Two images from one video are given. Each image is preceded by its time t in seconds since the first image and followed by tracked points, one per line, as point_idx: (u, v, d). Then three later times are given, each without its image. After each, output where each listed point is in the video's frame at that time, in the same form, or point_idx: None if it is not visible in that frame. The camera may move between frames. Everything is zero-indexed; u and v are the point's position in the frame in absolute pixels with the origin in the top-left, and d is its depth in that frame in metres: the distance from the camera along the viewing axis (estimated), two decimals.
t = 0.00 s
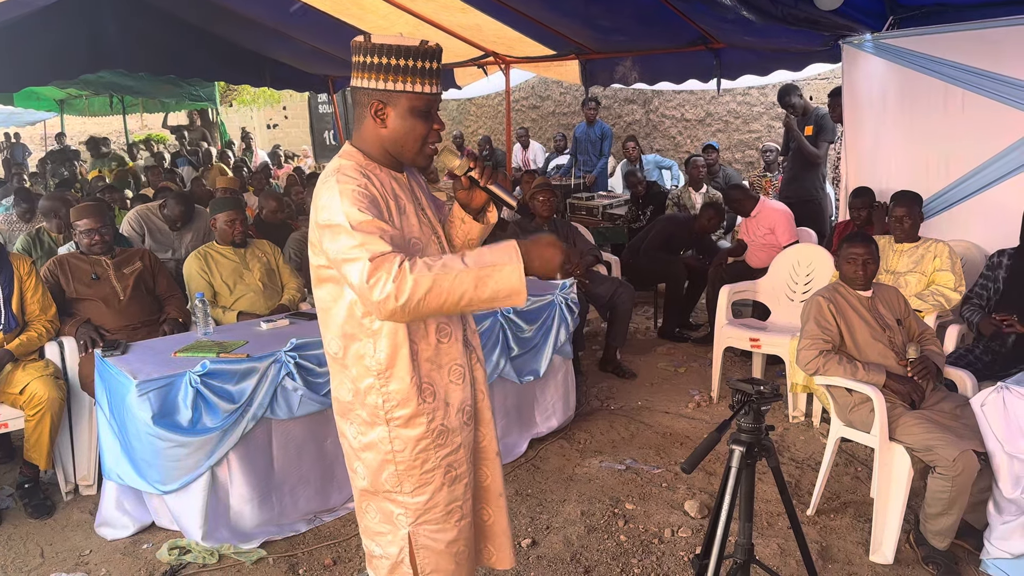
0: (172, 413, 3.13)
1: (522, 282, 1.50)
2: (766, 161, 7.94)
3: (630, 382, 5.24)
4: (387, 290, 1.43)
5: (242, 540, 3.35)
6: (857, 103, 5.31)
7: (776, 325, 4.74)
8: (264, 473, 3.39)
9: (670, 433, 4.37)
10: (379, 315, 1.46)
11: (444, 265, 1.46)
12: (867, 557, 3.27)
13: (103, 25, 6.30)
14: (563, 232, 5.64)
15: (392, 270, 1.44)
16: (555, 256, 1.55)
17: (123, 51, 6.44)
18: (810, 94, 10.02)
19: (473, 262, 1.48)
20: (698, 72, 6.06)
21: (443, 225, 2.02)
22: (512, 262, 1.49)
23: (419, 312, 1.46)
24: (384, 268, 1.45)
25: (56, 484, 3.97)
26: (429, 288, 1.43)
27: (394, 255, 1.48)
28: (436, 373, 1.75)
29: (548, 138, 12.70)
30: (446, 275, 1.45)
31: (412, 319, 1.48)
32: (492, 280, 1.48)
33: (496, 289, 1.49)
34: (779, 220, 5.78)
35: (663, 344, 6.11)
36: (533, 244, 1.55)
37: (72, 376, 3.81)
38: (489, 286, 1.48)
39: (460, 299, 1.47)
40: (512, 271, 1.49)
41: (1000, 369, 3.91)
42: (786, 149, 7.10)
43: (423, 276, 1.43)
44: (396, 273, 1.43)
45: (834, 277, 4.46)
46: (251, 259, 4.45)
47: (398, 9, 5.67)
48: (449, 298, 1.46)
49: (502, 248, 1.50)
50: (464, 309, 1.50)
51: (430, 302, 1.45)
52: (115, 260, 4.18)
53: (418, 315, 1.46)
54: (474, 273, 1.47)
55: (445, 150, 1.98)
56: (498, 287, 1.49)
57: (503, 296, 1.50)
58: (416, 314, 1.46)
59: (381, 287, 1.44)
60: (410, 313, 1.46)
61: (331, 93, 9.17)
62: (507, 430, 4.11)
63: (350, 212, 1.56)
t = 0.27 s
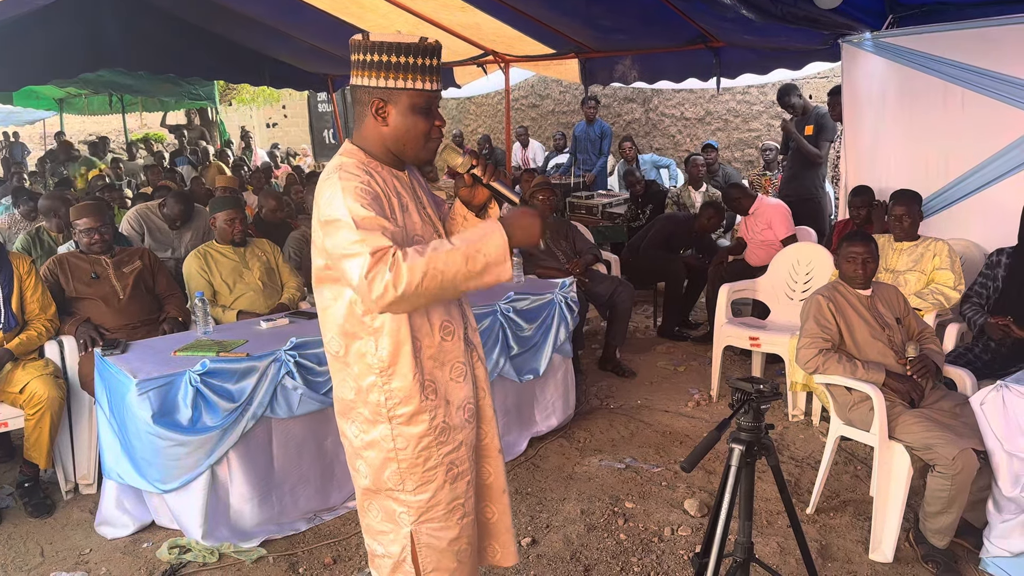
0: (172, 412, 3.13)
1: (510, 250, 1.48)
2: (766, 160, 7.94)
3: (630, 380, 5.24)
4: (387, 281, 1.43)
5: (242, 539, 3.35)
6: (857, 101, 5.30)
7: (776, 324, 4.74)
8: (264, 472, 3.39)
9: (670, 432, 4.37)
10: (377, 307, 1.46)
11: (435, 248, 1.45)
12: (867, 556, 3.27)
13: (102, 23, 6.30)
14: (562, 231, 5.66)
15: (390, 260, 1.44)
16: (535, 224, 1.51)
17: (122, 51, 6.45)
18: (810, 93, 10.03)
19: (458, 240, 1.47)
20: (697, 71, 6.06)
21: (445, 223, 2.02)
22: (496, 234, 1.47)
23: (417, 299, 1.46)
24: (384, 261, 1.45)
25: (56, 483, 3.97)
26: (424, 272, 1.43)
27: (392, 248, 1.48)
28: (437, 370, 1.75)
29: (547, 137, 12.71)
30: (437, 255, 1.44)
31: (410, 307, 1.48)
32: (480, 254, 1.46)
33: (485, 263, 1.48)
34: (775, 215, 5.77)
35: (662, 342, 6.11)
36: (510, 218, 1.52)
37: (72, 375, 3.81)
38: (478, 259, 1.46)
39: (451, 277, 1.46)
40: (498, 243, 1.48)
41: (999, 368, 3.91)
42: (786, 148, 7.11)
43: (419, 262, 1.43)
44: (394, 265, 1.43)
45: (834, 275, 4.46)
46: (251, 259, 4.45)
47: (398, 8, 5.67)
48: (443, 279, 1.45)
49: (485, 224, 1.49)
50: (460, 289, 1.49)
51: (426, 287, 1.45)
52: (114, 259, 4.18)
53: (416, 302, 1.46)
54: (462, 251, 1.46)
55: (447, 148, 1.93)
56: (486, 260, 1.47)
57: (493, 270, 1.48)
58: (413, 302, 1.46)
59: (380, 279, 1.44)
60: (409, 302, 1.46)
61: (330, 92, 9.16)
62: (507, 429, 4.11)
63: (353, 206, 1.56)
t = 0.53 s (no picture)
0: (172, 411, 3.13)
1: (516, 275, 1.51)
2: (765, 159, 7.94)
3: (629, 379, 5.24)
4: (390, 297, 1.43)
5: (242, 538, 3.36)
6: (856, 100, 5.30)
7: (775, 322, 4.74)
8: (264, 471, 3.39)
9: (669, 431, 4.38)
10: (380, 321, 1.47)
11: (442, 269, 1.46)
12: (866, 554, 3.27)
13: (101, 22, 6.29)
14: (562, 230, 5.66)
15: (392, 277, 1.44)
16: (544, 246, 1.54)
17: (122, 51, 6.43)
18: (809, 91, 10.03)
19: (466, 261, 1.49)
20: (696, 69, 6.07)
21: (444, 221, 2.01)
22: (504, 258, 1.50)
23: (420, 317, 1.47)
24: (386, 275, 1.45)
25: (56, 482, 3.97)
26: (429, 291, 1.44)
27: (394, 261, 1.48)
28: (437, 370, 1.75)
29: (547, 136, 12.71)
30: (443, 276, 1.46)
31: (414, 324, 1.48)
32: (487, 278, 1.50)
33: (491, 286, 1.50)
34: (775, 210, 5.75)
35: (662, 341, 6.12)
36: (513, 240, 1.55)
37: (71, 374, 3.81)
38: (485, 283, 1.50)
39: (458, 300, 1.48)
40: (505, 268, 1.50)
41: (998, 366, 3.91)
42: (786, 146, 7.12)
43: (423, 281, 1.44)
44: (396, 281, 1.43)
45: (833, 273, 4.46)
46: (250, 257, 4.45)
47: (397, 6, 5.67)
48: (449, 299, 1.47)
49: (492, 247, 1.52)
50: (464, 308, 1.51)
51: (429, 306, 1.46)
52: (113, 258, 4.18)
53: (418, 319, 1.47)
54: (469, 273, 1.48)
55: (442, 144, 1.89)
56: (493, 283, 1.50)
57: (499, 292, 1.52)
58: (417, 318, 1.47)
59: (381, 296, 1.43)
60: (412, 318, 1.46)
61: (329, 91, 9.16)
62: (506, 428, 4.11)
63: (351, 215, 1.55)
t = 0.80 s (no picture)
0: (169, 411, 3.12)
1: (502, 241, 1.47)
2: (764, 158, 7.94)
3: (628, 377, 5.24)
4: (382, 294, 1.44)
5: (240, 537, 3.36)
6: (855, 98, 5.33)
7: (774, 321, 4.74)
8: (263, 470, 3.39)
9: (668, 429, 4.38)
10: (380, 317, 1.49)
11: (427, 255, 1.44)
12: (864, 552, 3.27)
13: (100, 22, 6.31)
14: (560, 229, 5.67)
15: (381, 274, 1.44)
16: (516, 195, 1.52)
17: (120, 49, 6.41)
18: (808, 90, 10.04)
19: (448, 241, 1.46)
20: (695, 68, 6.07)
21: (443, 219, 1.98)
22: (483, 228, 1.46)
23: (415, 306, 1.47)
24: (376, 271, 1.46)
25: (54, 481, 3.97)
26: (420, 282, 1.44)
27: (383, 256, 1.48)
28: (432, 368, 1.74)
29: (546, 134, 12.71)
30: (428, 264, 1.44)
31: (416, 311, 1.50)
32: (474, 252, 1.46)
33: (478, 259, 1.47)
34: (774, 210, 5.76)
35: (660, 340, 6.12)
36: (488, 200, 1.53)
37: (70, 373, 3.81)
38: (473, 259, 1.46)
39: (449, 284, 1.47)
40: (487, 237, 1.47)
41: (997, 364, 3.92)
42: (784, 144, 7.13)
43: (411, 273, 1.43)
44: (386, 277, 1.44)
45: (831, 272, 4.47)
46: (248, 256, 4.44)
47: (396, 5, 5.67)
48: (442, 284, 1.46)
49: (470, 221, 1.47)
50: (459, 287, 1.49)
51: (423, 293, 1.45)
52: (112, 257, 4.17)
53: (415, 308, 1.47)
54: (452, 251, 1.45)
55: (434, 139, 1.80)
56: (480, 256, 1.47)
57: (492, 264, 1.49)
58: (416, 307, 1.48)
59: (374, 293, 1.45)
60: (409, 309, 1.47)
61: (328, 90, 9.15)
62: (505, 427, 4.10)
63: (339, 214, 1.55)
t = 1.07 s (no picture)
0: (168, 409, 3.12)
1: (441, 158, 1.43)
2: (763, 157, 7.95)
3: (627, 377, 5.24)
4: (364, 260, 1.44)
5: (239, 536, 3.36)
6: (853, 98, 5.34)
7: (772, 320, 4.75)
8: (262, 469, 3.39)
9: (666, 428, 4.38)
10: (375, 283, 1.48)
11: (387, 203, 1.42)
12: (863, 551, 3.27)
13: (98, 19, 6.26)
14: (559, 228, 5.67)
15: (357, 239, 1.44)
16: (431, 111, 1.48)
17: (118, 48, 6.41)
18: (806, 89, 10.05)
19: (396, 180, 1.43)
20: (694, 67, 6.07)
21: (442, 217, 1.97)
22: (416, 154, 1.43)
23: (398, 259, 1.45)
24: (353, 242, 1.46)
25: (53, 480, 3.97)
26: (390, 232, 1.42)
27: (358, 222, 1.47)
28: (425, 364, 1.73)
29: (544, 134, 12.71)
30: (388, 211, 1.41)
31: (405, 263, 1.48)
32: (422, 179, 1.43)
33: (429, 187, 1.43)
34: (775, 211, 5.77)
35: (659, 339, 6.12)
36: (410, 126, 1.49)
37: (68, 372, 3.81)
38: (423, 185, 1.43)
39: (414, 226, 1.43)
40: (425, 160, 1.43)
41: (995, 363, 3.92)
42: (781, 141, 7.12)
43: (378, 228, 1.41)
44: (361, 241, 1.43)
45: (830, 271, 4.47)
46: (247, 255, 4.44)
47: (394, 4, 5.68)
48: (410, 225, 1.43)
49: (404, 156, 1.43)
50: (429, 223, 1.46)
51: (397, 242, 1.43)
52: (110, 257, 4.17)
53: (397, 261, 1.45)
54: (401, 187, 1.42)
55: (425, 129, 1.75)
56: (429, 181, 1.43)
57: (445, 182, 1.44)
58: (401, 258, 1.45)
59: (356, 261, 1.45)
60: (394, 263, 1.45)
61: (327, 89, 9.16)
62: (504, 426, 4.11)
63: (324, 200, 1.56)
